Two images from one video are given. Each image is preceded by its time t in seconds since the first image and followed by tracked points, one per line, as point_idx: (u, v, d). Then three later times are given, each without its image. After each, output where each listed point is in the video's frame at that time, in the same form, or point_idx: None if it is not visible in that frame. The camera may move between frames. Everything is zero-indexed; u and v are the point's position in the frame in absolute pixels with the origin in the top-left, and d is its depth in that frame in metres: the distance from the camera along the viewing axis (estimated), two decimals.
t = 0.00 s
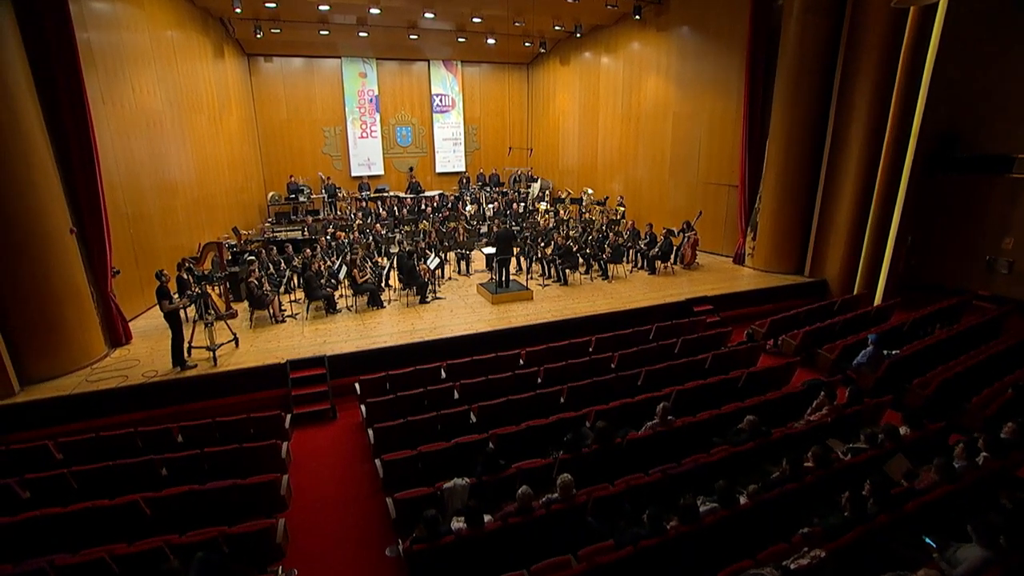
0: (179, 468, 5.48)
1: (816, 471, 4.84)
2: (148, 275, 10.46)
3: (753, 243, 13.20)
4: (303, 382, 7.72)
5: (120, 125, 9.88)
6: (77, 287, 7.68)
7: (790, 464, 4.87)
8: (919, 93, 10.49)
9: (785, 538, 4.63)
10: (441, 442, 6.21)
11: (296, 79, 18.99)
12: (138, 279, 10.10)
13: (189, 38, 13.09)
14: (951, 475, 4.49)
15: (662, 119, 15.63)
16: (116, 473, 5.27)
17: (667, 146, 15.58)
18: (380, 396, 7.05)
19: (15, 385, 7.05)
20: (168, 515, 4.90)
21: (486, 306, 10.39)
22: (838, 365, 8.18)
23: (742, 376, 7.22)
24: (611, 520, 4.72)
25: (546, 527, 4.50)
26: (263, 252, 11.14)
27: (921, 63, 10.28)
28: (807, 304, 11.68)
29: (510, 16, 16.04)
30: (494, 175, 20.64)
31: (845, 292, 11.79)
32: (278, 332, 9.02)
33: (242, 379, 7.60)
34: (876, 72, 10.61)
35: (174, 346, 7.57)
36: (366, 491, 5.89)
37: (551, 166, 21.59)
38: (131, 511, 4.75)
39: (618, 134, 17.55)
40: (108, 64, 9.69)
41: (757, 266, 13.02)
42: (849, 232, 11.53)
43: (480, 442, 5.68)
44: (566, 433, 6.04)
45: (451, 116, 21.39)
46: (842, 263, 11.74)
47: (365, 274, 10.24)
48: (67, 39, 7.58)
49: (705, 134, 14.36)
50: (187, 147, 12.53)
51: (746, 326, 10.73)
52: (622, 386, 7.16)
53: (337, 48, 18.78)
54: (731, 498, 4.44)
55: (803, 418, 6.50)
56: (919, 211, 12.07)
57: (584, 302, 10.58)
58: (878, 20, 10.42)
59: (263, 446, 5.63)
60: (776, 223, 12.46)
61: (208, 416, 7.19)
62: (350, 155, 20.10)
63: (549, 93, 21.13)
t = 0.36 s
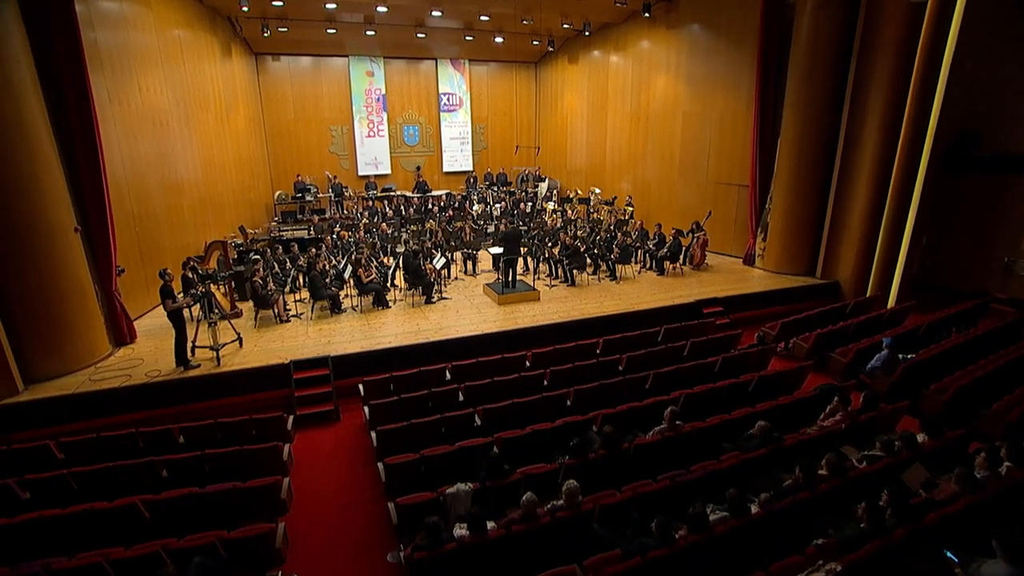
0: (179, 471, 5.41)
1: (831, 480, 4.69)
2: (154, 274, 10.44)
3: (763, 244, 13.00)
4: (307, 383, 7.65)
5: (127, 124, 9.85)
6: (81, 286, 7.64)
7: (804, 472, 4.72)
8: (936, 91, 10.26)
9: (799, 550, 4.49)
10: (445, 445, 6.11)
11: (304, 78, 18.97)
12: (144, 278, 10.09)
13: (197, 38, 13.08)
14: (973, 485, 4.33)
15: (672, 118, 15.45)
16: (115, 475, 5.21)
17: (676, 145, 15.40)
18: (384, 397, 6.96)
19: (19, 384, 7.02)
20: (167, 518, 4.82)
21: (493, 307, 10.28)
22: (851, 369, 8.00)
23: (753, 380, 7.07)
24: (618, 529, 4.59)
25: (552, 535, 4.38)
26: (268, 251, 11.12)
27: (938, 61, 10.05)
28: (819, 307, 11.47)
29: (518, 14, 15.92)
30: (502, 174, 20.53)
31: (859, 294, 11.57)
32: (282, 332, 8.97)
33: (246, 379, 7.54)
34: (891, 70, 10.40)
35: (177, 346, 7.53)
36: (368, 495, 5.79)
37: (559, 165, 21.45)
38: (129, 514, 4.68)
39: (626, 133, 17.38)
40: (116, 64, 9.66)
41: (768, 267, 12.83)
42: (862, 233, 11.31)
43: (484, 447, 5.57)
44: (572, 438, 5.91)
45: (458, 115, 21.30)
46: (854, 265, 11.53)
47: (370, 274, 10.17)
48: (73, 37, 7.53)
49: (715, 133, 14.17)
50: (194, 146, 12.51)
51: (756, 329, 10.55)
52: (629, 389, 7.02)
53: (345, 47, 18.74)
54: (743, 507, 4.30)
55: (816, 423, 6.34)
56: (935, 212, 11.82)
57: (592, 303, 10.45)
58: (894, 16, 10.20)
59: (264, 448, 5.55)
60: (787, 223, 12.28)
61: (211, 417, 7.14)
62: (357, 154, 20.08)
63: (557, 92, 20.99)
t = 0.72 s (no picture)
0: (179, 473, 5.34)
1: (846, 489, 4.53)
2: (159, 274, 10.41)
3: (774, 245, 12.81)
4: (311, 384, 7.56)
5: (133, 123, 9.82)
6: (85, 285, 7.60)
7: (818, 480, 4.57)
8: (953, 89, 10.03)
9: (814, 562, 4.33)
10: (449, 449, 6.00)
11: (311, 78, 18.96)
12: (150, 278, 10.06)
13: (204, 38, 13.06)
14: (997, 497, 4.16)
15: (681, 118, 15.27)
16: (115, 478, 5.14)
17: (685, 145, 15.22)
18: (387, 400, 6.86)
19: (22, 384, 7.00)
20: (165, 522, 4.75)
21: (499, 308, 10.16)
22: (864, 373, 7.80)
23: (763, 384, 6.91)
24: (625, 538, 4.45)
25: (557, 544, 4.25)
26: (273, 251, 11.09)
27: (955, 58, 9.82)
28: (831, 309, 11.26)
29: (525, 12, 15.80)
30: (509, 174, 20.42)
31: (871, 297, 11.35)
32: (286, 332, 8.90)
33: (249, 380, 7.48)
34: (906, 68, 10.19)
35: (180, 346, 7.49)
36: (370, 499, 5.69)
37: (567, 165, 21.32)
38: (127, 517, 4.60)
39: (635, 133, 17.21)
40: (121, 63, 9.61)
41: (778, 268, 12.65)
42: (875, 234, 11.09)
43: (488, 451, 5.46)
44: (578, 443, 5.78)
45: (465, 115, 21.21)
46: (867, 267, 11.31)
47: (375, 274, 10.09)
48: (78, 35, 7.49)
49: (725, 133, 13.99)
50: (200, 146, 12.48)
51: (767, 331, 10.36)
52: (637, 392, 6.88)
53: (352, 47, 18.70)
54: (754, 516, 4.17)
55: (830, 429, 6.16)
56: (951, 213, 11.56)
57: (599, 305, 10.30)
58: (909, 12, 9.99)
59: (265, 450, 5.46)
60: (798, 224, 12.08)
61: (213, 418, 7.08)
62: (364, 154, 20.04)
63: (565, 91, 20.85)
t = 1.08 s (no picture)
0: (177, 477, 5.25)
1: (862, 500, 4.38)
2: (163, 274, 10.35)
3: (784, 247, 12.63)
4: (313, 386, 7.48)
5: (138, 123, 9.77)
6: (88, 285, 7.55)
7: (832, 491, 4.42)
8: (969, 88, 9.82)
9: None
10: (452, 454, 5.89)
11: (317, 78, 18.94)
12: (154, 278, 10.02)
13: (209, 37, 13.02)
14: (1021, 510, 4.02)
15: (689, 118, 15.10)
16: (113, 481, 5.07)
17: (693, 146, 15.04)
18: (390, 403, 6.76)
19: (24, 384, 6.95)
20: (162, 527, 4.66)
21: (504, 310, 10.04)
22: (877, 379, 7.62)
23: (774, 389, 6.76)
24: (632, 550, 4.32)
25: (561, 555, 4.12)
26: (278, 251, 11.05)
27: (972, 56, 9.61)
28: (842, 312, 11.07)
29: (532, 11, 15.69)
30: (515, 175, 20.31)
31: (884, 300, 11.14)
32: (289, 334, 8.83)
33: (251, 382, 7.41)
34: (921, 66, 9.99)
35: (182, 347, 7.42)
36: (371, 505, 5.59)
37: (574, 166, 21.17)
38: (124, 522, 4.52)
39: (643, 133, 17.04)
40: (126, 62, 9.56)
41: (788, 271, 12.47)
42: (888, 236, 10.89)
43: (492, 457, 5.34)
44: (584, 449, 5.66)
45: (472, 115, 21.12)
46: (879, 269, 11.11)
47: (380, 275, 10.00)
48: (82, 34, 7.44)
49: (734, 133, 13.81)
50: (205, 145, 12.43)
51: (777, 335, 10.18)
52: (645, 396, 6.74)
53: (358, 47, 18.66)
54: (766, 527, 4.03)
55: (843, 437, 6.00)
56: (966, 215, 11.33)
57: (606, 307, 10.16)
58: (924, 9, 9.79)
59: (265, 454, 5.37)
60: (809, 226, 11.90)
61: (215, 421, 7.01)
62: (370, 154, 19.99)
63: (572, 91, 20.71)
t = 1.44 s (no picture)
0: (173, 483, 5.16)
1: (876, 512, 4.23)
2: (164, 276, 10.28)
3: (791, 249, 12.46)
4: (313, 390, 7.37)
5: (139, 123, 9.69)
6: (88, 287, 7.48)
7: (844, 502, 4.27)
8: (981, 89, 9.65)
9: None
10: (453, 461, 5.77)
11: (321, 78, 18.90)
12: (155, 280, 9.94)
13: (212, 38, 12.97)
14: None
15: (695, 119, 14.95)
16: (108, 486, 4.98)
17: (699, 147, 14.89)
18: (391, 408, 6.65)
19: (21, 386, 6.88)
20: (156, 534, 4.56)
21: (507, 313, 9.93)
22: (888, 385, 7.44)
23: (782, 395, 6.62)
24: (637, 562, 4.19)
25: (564, 567, 3.99)
26: (280, 252, 10.98)
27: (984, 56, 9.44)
28: (850, 316, 10.90)
29: (537, 12, 15.60)
30: (519, 176, 20.19)
31: (893, 304, 10.95)
32: (290, 336, 8.74)
33: (250, 385, 7.32)
34: (931, 67, 9.84)
35: (181, 350, 7.34)
36: (370, 512, 5.49)
37: (579, 167, 21.05)
38: (117, 529, 4.42)
39: (648, 134, 16.91)
40: (128, 63, 9.49)
41: (795, 274, 12.30)
42: (898, 239, 10.71)
43: (494, 464, 5.22)
44: (588, 457, 5.53)
45: (476, 116, 21.04)
46: (889, 272, 10.93)
47: (383, 277, 9.91)
48: (81, 34, 7.38)
49: (740, 134, 13.67)
50: (207, 146, 12.37)
51: (784, 339, 10.02)
52: (649, 401, 6.61)
53: (362, 47, 18.62)
54: (776, 540, 3.89)
55: (854, 444, 5.85)
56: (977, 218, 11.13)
57: (610, 310, 10.02)
58: (936, 8, 9.63)
59: (262, 460, 5.26)
60: (816, 228, 11.74)
61: (214, 424, 6.91)
62: (373, 155, 19.92)
63: (577, 92, 20.59)
